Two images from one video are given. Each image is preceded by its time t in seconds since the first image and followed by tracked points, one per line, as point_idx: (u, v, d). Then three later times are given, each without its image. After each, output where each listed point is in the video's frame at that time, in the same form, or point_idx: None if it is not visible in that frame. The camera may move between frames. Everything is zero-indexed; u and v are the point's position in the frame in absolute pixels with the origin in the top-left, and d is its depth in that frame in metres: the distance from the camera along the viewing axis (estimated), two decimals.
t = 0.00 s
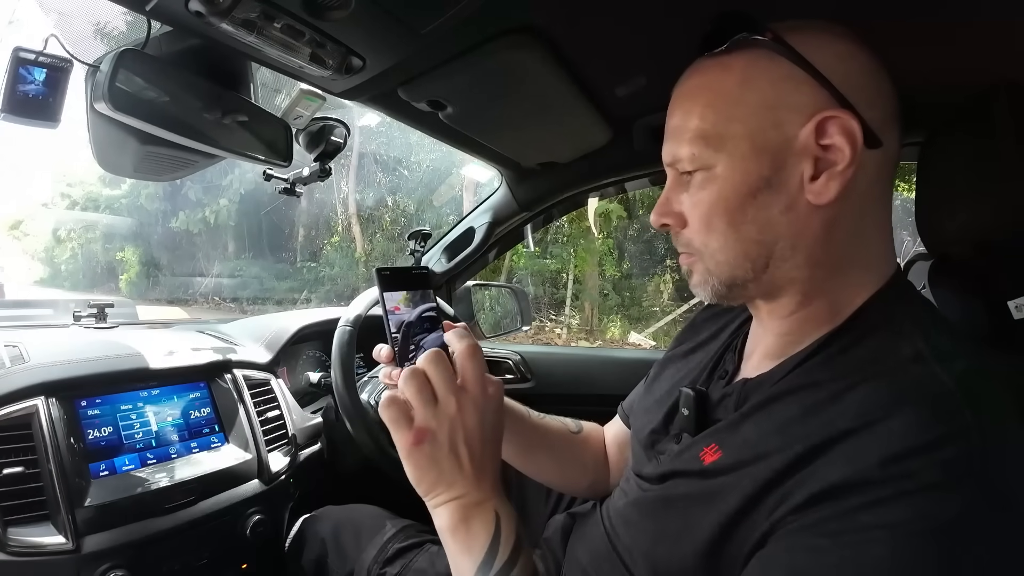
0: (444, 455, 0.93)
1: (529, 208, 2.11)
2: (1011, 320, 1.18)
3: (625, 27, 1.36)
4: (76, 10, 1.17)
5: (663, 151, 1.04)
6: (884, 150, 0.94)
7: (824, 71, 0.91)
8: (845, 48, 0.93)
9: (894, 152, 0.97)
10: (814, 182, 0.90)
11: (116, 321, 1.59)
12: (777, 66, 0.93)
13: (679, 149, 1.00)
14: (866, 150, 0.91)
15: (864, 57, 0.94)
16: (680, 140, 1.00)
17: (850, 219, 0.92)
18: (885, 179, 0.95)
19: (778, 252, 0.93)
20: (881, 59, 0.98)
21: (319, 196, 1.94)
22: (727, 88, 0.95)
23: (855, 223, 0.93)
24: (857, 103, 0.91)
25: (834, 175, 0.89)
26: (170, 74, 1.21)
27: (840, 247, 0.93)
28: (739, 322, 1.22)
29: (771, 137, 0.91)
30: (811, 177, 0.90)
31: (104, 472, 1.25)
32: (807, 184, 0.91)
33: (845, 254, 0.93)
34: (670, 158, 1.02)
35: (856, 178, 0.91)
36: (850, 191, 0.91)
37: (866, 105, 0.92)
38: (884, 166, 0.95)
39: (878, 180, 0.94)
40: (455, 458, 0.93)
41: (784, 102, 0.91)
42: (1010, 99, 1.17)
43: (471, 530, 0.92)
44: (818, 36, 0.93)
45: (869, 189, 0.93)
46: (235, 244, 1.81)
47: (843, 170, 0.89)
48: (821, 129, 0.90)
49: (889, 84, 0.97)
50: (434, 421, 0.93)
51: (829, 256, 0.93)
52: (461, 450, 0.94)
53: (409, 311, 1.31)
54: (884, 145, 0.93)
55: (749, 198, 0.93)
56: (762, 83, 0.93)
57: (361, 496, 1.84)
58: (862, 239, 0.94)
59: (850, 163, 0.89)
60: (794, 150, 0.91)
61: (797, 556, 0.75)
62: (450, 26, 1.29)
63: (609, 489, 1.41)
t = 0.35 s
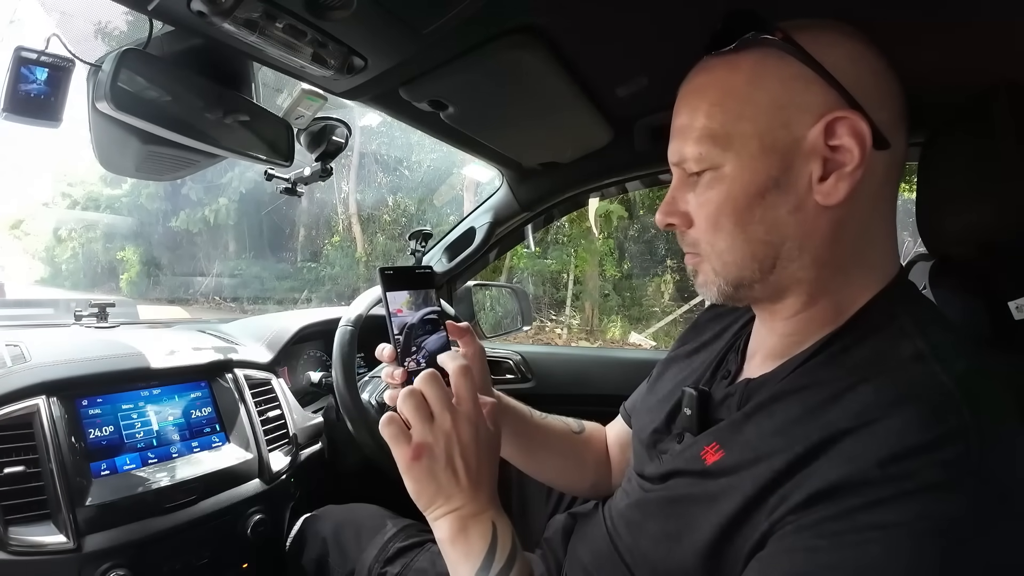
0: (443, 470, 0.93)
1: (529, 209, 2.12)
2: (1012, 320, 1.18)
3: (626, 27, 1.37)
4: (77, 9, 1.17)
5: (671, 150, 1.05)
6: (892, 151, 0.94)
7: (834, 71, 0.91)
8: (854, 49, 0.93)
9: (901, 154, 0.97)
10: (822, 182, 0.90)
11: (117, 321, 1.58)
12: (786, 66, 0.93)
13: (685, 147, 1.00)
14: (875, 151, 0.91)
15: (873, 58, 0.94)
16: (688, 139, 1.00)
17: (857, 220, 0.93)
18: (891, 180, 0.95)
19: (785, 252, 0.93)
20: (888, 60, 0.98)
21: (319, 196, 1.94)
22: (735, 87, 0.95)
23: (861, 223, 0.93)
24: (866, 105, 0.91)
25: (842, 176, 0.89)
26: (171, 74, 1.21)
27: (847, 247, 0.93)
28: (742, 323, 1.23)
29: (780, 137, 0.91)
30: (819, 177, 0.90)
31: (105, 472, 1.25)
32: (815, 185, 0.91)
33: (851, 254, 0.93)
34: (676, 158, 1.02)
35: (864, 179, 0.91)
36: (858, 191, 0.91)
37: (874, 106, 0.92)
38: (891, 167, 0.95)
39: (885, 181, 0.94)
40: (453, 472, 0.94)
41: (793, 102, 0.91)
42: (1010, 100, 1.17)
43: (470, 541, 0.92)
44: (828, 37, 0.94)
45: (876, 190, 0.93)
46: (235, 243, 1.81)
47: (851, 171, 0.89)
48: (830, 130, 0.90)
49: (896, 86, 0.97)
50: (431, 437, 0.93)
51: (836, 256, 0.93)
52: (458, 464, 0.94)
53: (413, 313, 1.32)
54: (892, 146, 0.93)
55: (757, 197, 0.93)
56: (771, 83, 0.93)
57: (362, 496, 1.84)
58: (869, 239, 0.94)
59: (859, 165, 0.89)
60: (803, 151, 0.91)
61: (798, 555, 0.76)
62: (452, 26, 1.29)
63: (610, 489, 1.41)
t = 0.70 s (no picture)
0: (448, 470, 0.93)
1: (530, 209, 2.12)
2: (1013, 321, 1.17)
3: (627, 28, 1.37)
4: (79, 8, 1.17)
5: (676, 145, 1.04)
6: (896, 153, 0.94)
7: (841, 72, 0.91)
8: (863, 50, 0.93)
9: (905, 157, 0.97)
10: (825, 183, 0.90)
11: (118, 320, 1.58)
12: (794, 65, 0.93)
13: (690, 143, 1.00)
14: (879, 152, 0.91)
15: (882, 59, 0.94)
16: (694, 135, 1.01)
17: (859, 221, 0.93)
18: (895, 182, 0.95)
19: (786, 251, 0.93)
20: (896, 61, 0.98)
21: (320, 196, 1.94)
22: (742, 84, 0.95)
23: (863, 225, 0.93)
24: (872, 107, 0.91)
25: (845, 177, 0.89)
26: (172, 74, 1.21)
27: (848, 249, 0.93)
28: (743, 323, 1.22)
29: (785, 136, 0.91)
30: (822, 178, 0.90)
31: (106, 471, 1.25)
32: (818, 186, 0.91)
33: (853, 256, 0.93)
34: (681, 153, 1.02)
35: (868, 180, 0.91)
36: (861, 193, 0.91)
37: (880, 107, 0.92)
38: (896, 169, 0.95)
39: (889, 183, 0.94)
40: (459, 472, 0.94)
41: (798, 101, 0.92)
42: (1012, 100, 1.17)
43: (475, 542, 0.92)
44: (838, 36, 0.93)
45: (880, 192, 0.93)
46: (236, 243, 1.81)
47: (854, 173, 0.89)
48: (836, 130, 0.90)
49: (903, 88, 0.97)
50: (438, 437, 0.94)
51: (837, 257, 0.93)
52: (463, 464, 0.94)
53: (414, 313, 1.31)
54: (900, 150, 0.93)
55: (759, 196, 0.93)
56: (778, 81, 0.93)
57: (363, 496, 1.84)
58: (871, 241, 0.94)
59: (862, 166, 0.89)
60: (807, 151, 0.91)
61: (797, 555, 0.76)
62: (453, 26, 1.29)
63: (610, 489, 1.41)
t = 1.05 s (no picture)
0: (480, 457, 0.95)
1: (530, 209, 2.12)
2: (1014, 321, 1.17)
3: (629, 28, 1.37)
4: (80, 7, 1.17)
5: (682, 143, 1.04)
6: (904, 166, 0.96)
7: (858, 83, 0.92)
8: (879, 63, 0.94)
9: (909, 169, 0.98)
10: (841, 193, 0.91)
11: (119, 320, 1.58)
12: (814, 71, 0.92)
13: (701, 143, 0.99)
14: (892, 164, 0.92)
15: (895, 74, 0.95)
16: (704, 132, 0.99)
17: (867, 230, 0.93)
18: (900, 193, 0.97)
19: (796, 257, 0.93)
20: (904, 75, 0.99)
21: (320, 196, 1.94)
22: (758, 87, 0.94)
23: (871, 234, 0.94)
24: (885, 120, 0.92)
25: (861, 188, 0.90)
26: (173, 74, 1.21)
27: (855, 258, 0.94)
28: (744, 323, 1.23)
29: (804, 144, 0.91)
30: (838, 188, 0.91)
31: (107, 471, 1.25)
32: (833, 195, 0.91)
33: (859, 264, 0.94)
34: (690, 152, 1.01)
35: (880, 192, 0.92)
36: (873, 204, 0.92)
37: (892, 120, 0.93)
38: (900, 181, 0.97)
39: (895, 194, 0.96)
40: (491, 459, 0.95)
41: (818, 109, 0.91)
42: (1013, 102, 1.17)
43: (517, 527, 0.92)
44: (855, 47, 0.94)
45: (887, 203, 0.94)
46: (236, 242, 1.81)
47: (870, 185, 0.90)
48: (854, 141, 0.90)
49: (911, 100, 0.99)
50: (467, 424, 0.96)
51: (843, 265, 0.94)
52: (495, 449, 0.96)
53: (411, 310, 1.33)
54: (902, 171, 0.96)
55: (774, 202, 0.92)
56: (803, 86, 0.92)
57: (363, 496, 1.84)
58: (876, 250, 0.95)
59: (878, 178, 0.90)
60: (824, 160, 0.91)
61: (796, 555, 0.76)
62: (454, 26, 1.29)
63: (611, 489, 1.41)
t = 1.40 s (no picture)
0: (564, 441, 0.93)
1: (532, 210, 2.09)
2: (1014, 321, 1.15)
3: (630, 29, 1.37)
4: (82, 7, 1.18)
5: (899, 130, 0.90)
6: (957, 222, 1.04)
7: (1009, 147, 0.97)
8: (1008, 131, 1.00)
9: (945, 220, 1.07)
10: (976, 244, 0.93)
11: (120, 319, 1.59)
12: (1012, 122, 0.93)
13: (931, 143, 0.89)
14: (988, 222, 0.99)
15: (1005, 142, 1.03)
16: (887, 113, 0.92)
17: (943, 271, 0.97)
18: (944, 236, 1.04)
19: (932, 287, 0.90)
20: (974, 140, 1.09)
21: (321, 196, 1.94)
22: (986, 114, 0.89)
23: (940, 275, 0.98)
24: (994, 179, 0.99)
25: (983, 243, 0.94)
26: (175, 74, 1.21)
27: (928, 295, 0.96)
28: (750, 319, 1.23)
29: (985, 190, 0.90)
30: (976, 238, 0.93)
31: (108, 470, 1.25)
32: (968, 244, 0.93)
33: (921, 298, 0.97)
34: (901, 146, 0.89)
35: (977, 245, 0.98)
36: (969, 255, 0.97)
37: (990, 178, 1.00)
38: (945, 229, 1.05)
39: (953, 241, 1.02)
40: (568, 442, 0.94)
41: (999, 162, 0.92)
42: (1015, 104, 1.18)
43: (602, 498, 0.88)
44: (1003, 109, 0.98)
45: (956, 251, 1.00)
46: (237, 242, 1.82)
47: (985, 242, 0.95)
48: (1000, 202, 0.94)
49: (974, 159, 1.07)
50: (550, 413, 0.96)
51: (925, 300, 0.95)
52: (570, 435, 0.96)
53: (418, 317, 1.31)
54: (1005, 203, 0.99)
55: (959, 239, 0.88)
56: (1014, 77, 0.91)
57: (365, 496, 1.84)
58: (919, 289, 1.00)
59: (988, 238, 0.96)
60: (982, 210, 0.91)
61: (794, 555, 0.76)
62: (456, 26, 1.29)
63: (610, 492, 1.41)
